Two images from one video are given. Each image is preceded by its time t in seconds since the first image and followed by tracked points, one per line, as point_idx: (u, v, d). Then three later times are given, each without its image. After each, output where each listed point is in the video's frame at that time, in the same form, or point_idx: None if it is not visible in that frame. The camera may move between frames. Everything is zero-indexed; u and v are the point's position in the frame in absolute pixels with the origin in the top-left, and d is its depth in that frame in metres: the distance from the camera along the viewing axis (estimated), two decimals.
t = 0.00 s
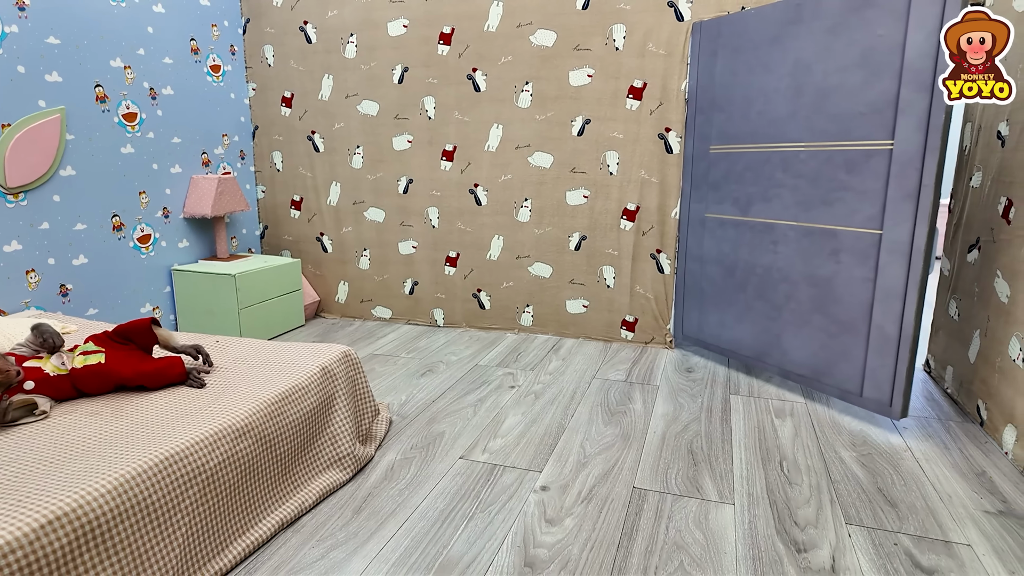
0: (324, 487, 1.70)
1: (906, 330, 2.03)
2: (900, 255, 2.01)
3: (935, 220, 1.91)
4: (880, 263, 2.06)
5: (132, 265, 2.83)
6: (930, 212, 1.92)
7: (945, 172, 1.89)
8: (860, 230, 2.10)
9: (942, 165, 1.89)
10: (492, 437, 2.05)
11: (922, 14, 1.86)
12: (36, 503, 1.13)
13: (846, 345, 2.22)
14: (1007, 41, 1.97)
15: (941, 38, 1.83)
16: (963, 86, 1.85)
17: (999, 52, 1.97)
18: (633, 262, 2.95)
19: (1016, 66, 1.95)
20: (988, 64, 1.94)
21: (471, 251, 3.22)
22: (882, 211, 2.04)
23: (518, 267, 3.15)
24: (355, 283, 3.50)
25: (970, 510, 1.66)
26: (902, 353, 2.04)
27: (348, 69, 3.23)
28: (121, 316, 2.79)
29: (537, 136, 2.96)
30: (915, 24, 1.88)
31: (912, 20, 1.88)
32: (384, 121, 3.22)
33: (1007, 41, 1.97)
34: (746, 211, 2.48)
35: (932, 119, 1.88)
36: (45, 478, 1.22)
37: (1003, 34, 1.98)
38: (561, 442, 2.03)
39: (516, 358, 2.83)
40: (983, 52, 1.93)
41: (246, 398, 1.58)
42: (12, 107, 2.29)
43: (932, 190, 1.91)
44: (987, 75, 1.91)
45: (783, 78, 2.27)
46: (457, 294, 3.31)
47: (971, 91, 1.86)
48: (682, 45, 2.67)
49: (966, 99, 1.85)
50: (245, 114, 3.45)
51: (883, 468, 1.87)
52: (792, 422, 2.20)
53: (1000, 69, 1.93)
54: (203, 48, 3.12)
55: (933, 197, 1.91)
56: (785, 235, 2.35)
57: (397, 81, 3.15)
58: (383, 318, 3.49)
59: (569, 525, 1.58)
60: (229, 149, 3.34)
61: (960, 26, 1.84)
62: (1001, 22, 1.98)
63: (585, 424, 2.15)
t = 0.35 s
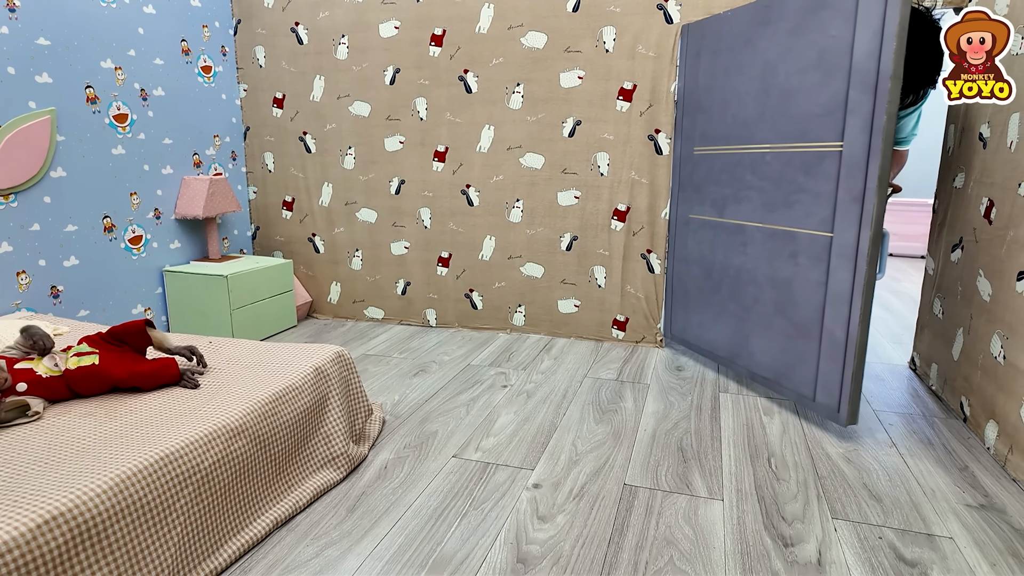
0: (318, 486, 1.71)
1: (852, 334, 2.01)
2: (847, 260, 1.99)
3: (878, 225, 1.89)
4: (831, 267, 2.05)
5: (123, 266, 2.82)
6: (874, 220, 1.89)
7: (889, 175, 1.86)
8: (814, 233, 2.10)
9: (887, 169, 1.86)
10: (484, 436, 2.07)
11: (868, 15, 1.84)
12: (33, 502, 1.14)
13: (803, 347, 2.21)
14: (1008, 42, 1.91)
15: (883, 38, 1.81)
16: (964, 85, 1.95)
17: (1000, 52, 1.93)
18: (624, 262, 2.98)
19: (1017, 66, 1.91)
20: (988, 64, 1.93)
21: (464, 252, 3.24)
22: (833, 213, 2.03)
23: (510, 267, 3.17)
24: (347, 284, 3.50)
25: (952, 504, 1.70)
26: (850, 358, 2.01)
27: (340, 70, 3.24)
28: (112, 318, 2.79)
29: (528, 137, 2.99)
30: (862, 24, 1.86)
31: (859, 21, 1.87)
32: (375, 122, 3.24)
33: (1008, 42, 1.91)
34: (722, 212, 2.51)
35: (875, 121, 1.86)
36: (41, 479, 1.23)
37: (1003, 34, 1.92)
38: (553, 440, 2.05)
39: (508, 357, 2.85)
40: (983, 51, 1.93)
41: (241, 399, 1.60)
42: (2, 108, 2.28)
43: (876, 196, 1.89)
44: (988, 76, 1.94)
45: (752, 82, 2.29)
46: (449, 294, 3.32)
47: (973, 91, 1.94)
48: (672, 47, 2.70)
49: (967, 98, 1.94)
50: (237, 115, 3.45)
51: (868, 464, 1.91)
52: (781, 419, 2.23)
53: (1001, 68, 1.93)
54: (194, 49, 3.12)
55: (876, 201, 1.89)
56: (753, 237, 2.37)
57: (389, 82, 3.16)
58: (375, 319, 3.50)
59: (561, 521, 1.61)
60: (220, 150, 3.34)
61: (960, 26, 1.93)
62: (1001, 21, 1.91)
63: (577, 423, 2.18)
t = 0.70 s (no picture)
0: (321, 484, 1.72)
1: (792, 338, 1.95)
2: (789, 263, 1.95)
3: (814, 227, 1.85)
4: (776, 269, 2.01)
5: (122, 265, 2.82)
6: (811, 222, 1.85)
7: (824, 175, 1.82)
8: (767, 234, 2.08)
9: (822, 169, 1.82)
10: (485, 434, 2.08)
11: (809, 12, 1.82)
12: (40, 501, 1.15)
13: (757, 350, 2.17)
14: (1007, 42, 1.93)
15: (819, 35, 1.77)
16: (964, 85, 1.97)
17: (1000, 52, 1.95)
18: (623, 261, 2.99)
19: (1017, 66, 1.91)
20: (988, 64, 1.95)
21: (463, 251, 3.24)
22: (779, 214, 2.00)
23: (509, 266, 3.18)
24: (346, 283, 3.51)
25: (951, 500, 1.72)
26: (789, 362, 1.96)
27: (339, 70, 3.24)
28: (112, 317, 2.79)
29: (527, 137, 3.00)
30: (804, 22, 1.84)
31: (802, 19, 1.85)
32: (374, 122, 3.24)
33: (1008, 42, 1.93)
34: (702, 212, 2.52)
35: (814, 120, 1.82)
36: (47, 477, 1.23)
37: (1003, 34, 1.94)
38: (554, 438, 2.06)
39: (507, 356, 2.86)
40: (983, 51, 1.95)
41: (244, 397, 1.60)
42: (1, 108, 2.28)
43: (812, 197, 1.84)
44: (988, 75, 1.95)
45: (727, 81, 2.30)
46: (448, 294, 3.33)
47: (973, 91, 1.97)
48: (670, 47, 2.71)
49: (967, 98, 1.97)
50: (236, 115, 3.45)
51: (867, 461, 1.93)
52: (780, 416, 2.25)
53: (1001, 68, 1.94)
54: (192, 49, 3.12)
55: (814, 202, 1.84)
56: (723, 237, 2.37)
57: (389, 82, 3.17)
58: (374, 318, 3.50)
59: (564, 519, 1.62)
60: (219, 150, 3.34)
61: (960, 26, 1.96)
62: (1000, 21, 1.93)
63: (577, 421, 2.19)
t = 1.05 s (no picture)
0: (332, 483, 1.73)
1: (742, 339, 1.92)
2: (739, 262, 1.93)
3: (758, 226, 1.82)
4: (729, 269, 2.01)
5: (130, 265, 2.83)
6: (755, 224, 1.83)
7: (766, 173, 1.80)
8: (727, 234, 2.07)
9: (767, 167, 1.79)
10: (493, 433, 2.09)
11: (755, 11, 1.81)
12: (58, 499, 1.16)
13: (719, 351, 2.16)
14: (1008, 42, 1.85)
15: (761, 30, 1.75)
16: (963, 86, 1.87)
17: (1000, 52, 1.87)
18: (629, 261, 3.00)
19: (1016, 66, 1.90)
20: (988, 64, 1.87)
21: (469, 251, 3.25)
22: (734, 214, 1.99)
23: (515, 266, 3.19)
24: (352, 283, 3.52)
25: (959, 499, 1.72)
26: (736, 361, 1.94)
27: (345, 71, 3.25)
28: (119, 317, 2.80)
29: (533, 137, 3.01)
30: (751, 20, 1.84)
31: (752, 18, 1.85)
32: (380, 122, 3.25)
33: (1008, 42, 1.85)
34: (693, 212, 2.52)
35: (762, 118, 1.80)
36: (64, 475, 1.24)
37: (1003, 35, 1.86)
38: (561, 437, 2.07)
39: (513, 356, 2.87)
40: (983, 52, 1.85)
41: (256, 397, 1.61)
42: (11, 108, 2.29)
43: (756, 197, 1.82)
44: (988, 76, 1.89)
45: (710, 82, 2.30)
46: (453, 293, 3.34)
47: (972, 91, 1.87)
48: (677, 48, 2.72)
49: (966, 99, 1.87)
50: (242, 115, 3.46)
51: (874, 460, 1.93)
52: (787, 416, 2.25)
53: (1001, 69, 1.88)
54: (199, 50, 3.13)
55: (757, 201, 1.82)
56: (703, 238, 2.37)
57: (394, 82, 3.17)
58: (380, 318, 3.51)
59: (574, 518, 1.62)
60: (226, 150, 3.35)
61: (960, 26, 1.79)
62: (1001, 21, 1.84)
63: (585, 420, 2.20)
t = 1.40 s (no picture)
0: (343, 482, 1.74)
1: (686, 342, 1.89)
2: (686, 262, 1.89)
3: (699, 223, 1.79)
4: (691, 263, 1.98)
5: (141, 265, 2.85)
6: (694, 222, 1.81)
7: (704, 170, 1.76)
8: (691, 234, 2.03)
9: (705, 163, 1.76)
10: (502, 433, 2.10)
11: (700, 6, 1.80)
12: (77, 496, 1.17)
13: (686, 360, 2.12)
14: (1008, 42, 1.87)
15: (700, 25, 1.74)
16: (963, 86, 1.95)
17: (1000, 52, 1.90)
18: (636, 261, 3.00)
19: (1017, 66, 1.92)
20: (988, 64, 1.91)
21: (476, 251, 3.26)
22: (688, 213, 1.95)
23: (523, 266, 3.19)
24: (361, 283, 3.53)
25: (969, 500, 1.72)
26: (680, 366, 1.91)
27: (353, 72, 3.27)
28: (131, 317, 2.82)
29: (541, 137, 3.01)
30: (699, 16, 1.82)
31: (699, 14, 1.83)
32: (389, 123, 3.26)
33: (1008, 42, 1.87)
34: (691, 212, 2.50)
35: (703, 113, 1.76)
36: (82, 473, 1.26)
37: (1003, 34, 1.87)
38: (570, 437, 2.08)
39: (521, 356, 2.88)
40: (983, 51, 1.89)
41: (268, 396, 1.63)
42: (25, 110, 2.32)
43: (694, 194, 1.80)
44: (988, 75, 1.92)
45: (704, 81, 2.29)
46: (461, 294, 3.35)
47: (973, 91, 1.95)
48: (685, 48, 2.72)
49: (967, 99, 1.95)
50: (251, 116, 3.48)
51: (884, 460, 1.93)
52: (795, 416, 2.25)
53: (1001, 68, 1.92)
54: (209, 51, 3.15)
55: (698, 199, 1.79)
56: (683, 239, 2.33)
57: (403, 83, 3.19)
58: (388, 318, 3.52)
59: (584, 517, 1.63)
60: (235, 151, 3.37)
61: (959, 25, 1.82)
62: (1000, 21, 1.86)
63: (593, 420, 2.20)
